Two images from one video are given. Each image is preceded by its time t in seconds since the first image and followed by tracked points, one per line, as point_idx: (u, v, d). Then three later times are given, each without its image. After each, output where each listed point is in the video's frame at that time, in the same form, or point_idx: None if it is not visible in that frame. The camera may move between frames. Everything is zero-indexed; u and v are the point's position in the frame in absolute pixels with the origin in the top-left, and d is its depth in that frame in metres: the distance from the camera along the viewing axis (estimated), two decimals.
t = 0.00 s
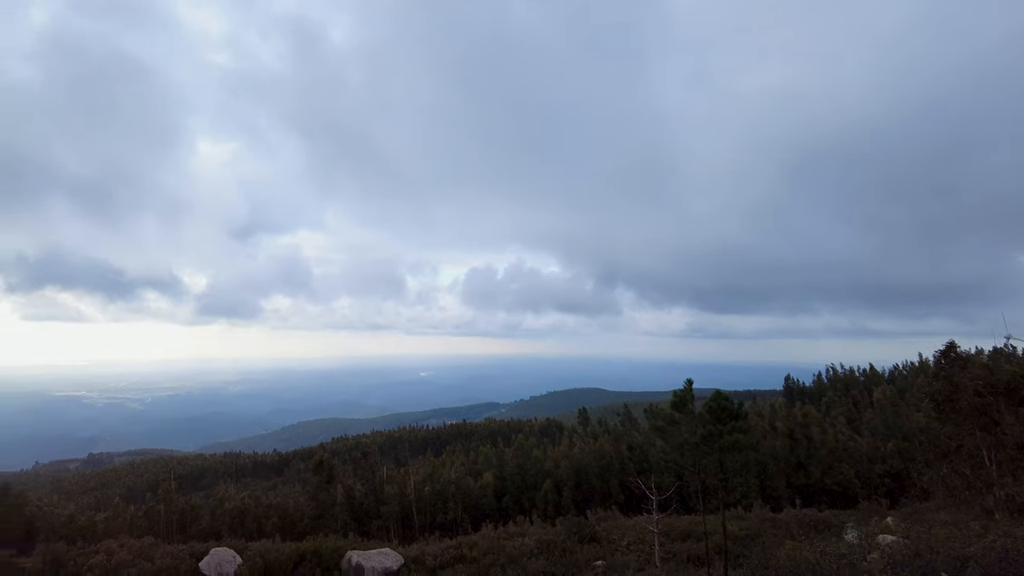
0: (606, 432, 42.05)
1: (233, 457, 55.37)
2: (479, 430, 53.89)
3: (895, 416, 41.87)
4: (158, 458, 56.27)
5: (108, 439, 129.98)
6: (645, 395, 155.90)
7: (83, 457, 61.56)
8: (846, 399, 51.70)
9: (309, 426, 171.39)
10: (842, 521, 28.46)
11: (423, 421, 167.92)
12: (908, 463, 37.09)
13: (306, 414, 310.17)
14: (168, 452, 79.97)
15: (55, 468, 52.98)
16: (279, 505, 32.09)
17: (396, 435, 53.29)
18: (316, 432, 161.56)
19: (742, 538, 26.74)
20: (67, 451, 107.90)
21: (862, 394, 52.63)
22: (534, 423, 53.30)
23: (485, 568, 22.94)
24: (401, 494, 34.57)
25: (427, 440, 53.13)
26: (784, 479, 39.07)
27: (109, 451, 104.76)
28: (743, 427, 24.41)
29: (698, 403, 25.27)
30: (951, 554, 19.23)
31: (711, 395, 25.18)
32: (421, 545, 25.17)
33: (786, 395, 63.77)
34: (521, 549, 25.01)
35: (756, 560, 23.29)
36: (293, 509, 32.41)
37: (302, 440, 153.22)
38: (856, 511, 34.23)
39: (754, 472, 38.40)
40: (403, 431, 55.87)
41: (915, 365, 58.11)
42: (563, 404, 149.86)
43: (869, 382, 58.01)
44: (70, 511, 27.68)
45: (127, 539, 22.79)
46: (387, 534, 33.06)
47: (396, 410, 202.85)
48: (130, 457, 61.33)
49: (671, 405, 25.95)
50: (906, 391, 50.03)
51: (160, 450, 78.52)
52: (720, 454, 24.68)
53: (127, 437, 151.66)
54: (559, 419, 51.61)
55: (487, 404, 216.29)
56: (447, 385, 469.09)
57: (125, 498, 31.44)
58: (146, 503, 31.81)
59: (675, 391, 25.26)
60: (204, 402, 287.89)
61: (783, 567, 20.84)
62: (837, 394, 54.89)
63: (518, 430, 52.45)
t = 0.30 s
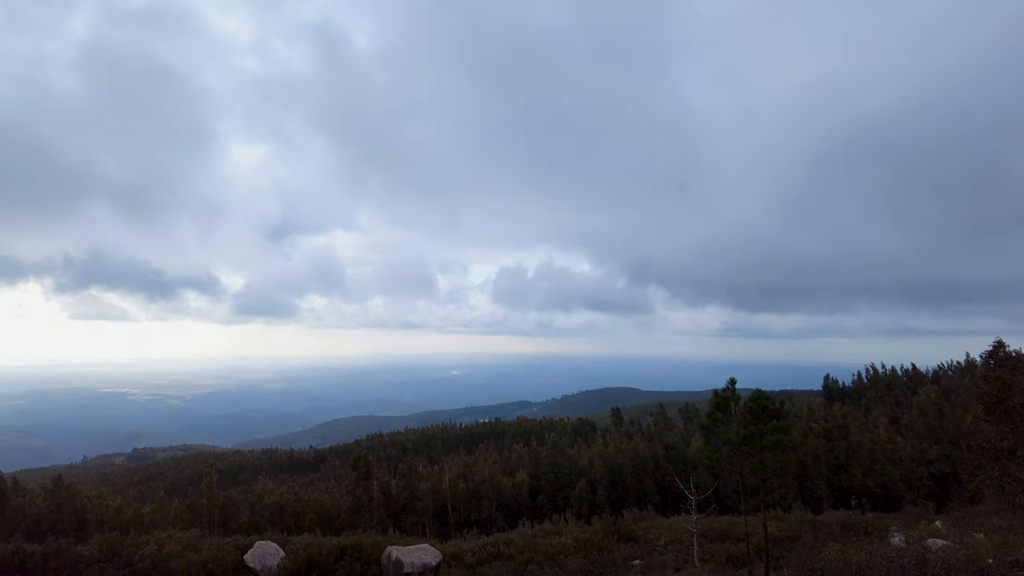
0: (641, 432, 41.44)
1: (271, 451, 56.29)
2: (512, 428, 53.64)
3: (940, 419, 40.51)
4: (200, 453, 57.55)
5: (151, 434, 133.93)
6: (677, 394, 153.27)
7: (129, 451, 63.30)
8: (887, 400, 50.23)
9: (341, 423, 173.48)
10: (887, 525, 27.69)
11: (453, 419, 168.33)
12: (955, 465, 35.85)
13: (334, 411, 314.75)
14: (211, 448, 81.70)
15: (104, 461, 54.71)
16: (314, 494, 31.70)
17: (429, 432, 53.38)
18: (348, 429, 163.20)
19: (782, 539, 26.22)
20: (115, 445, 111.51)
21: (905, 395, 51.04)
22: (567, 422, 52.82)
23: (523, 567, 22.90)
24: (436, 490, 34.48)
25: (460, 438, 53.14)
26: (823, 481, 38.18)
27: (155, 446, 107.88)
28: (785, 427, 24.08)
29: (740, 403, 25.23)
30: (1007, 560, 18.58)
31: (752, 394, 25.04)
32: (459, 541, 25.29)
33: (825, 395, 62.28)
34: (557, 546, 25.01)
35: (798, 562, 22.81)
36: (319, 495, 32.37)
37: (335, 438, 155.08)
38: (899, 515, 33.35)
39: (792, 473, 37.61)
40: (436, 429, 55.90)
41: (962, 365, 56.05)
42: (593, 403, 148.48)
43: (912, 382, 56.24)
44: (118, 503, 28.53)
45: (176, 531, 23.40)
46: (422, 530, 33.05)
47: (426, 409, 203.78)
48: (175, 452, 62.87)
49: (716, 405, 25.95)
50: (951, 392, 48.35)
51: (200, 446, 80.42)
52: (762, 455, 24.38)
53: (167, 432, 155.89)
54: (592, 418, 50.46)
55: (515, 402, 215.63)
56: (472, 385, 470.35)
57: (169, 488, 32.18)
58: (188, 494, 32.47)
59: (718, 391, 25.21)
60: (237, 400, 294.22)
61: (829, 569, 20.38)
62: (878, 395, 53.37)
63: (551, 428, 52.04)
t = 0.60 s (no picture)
0: (668, 431, 40.89)
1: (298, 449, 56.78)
2: (537, 427, 53.40)
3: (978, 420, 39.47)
4: (230, 451, 58.34)
5: (180, 432, 136.48)
6: (703, 395, 151.05)
7: (161, 449, 64.46)
8: (922, 400, 49.04)
9: (363, 423, 174.65)
10: (924, 528, 27.06)
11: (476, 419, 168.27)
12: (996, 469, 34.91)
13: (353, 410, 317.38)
14: (242, 446, 82.78)
15: (139, 456, 55.89)
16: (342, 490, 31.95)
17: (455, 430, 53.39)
18: (372, 428, 164.19)
19: (815, 541, 25.80)
20: (148, 442, 113.83)
21: (940, 395, 49.77)
22: (592, 421, 52.46)
23: (553, 567, 22.81)
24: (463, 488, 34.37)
25: (485, 436, 53.05)
26: (856, 482, 37.44)
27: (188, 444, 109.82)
28: (817, 427, 23.64)
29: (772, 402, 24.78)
30: None
31: (783, 393, 24.63)
32: (488, 539, 25.31)
33: (856, 395, 61.07)
34: (586, 546, 24.89)
35: (833, 565, 22.39)
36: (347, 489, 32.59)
37: (359, 437, 156.24)
38: (935, 518, 32.57)
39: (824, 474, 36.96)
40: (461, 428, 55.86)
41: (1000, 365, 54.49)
42: (616, 403, 147.14)
43: (948, 383, 54.85)
44: (153, 499, 29.12)
45: (211, 526, 23.78)
46: (449, 528, 33.08)
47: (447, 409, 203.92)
48: (208, 449, 63.86)
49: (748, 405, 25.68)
50: (989, 392, 47.01)
51: (228, 444, 81.44)
52: (794, 455, 23.96)
53: (195, 429, 158.74)
54: (618, 418, 49.78)
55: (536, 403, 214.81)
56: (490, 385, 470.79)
57: (201, 484, 32.70)
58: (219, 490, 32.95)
59: (751, 390, 24.98)
60: (259, 399, 298.35)
61: (865, 571, 19.98)
62: (912, 395, 52.14)
63: (576, 427, 51.69)
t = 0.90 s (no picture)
0: (701, 432, 40.27)
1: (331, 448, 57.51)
2: (567, 428, 53.23)
3: None
4: (264, 449, 59.28)
5: (214, 431, 139.31)
6: (734, 396, 148.19)
7: (199, 448, 65.95)
8: (966, 402, 47.59)
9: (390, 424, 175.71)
10: (969, 534, 26.24)
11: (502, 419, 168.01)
12: None
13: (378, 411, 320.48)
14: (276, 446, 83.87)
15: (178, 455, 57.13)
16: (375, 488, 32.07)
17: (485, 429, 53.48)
18: (400, 427, 165.20)
19: (854, 545, 25.22)
20: (185, 441, 116.28)
21: (984, 398, 48.23)
22: (623, 422, 52.05)
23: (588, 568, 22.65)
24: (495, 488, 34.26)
25: (515, 436, 52.91)
26: (895, 486, 36.49)
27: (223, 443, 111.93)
28: (856, 427, 23.16)
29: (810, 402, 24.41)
30: None
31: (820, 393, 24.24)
32: (522, 539, 25.30)
33: (894, 397, 59.60)
34: (621, 547, 24.71)
35: (874, 569, 21.82)
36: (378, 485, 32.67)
37: (386, 437, 157.81)
38: (980, 524, 31.55)
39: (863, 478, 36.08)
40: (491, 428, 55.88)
41: None
42: (644, 404, 145.49)
43: (992, 384, 53.14)
44: (193, 497, 29.72)
45: (252, 523, 24.18)
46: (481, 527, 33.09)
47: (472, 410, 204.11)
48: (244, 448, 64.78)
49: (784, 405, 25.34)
50: None
51: (263, 444, 82.92)
52: (833, 456, 23.45)
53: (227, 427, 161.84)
54: (648, 419, 48.98)
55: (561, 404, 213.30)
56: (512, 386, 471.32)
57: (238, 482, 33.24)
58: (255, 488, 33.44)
59: (786, 391, 24.73)
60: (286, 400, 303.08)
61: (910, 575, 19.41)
62: (954, 398, 50.64)
63: (607, 428, 51.31)
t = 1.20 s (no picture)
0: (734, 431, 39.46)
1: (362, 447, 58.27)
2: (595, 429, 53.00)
3: None
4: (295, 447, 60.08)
5: (244, 430, 141.93)
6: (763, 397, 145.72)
7: (234, 446, 67.25)
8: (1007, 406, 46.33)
9: (414, 425, 176.63)
10: (1015, 542, 25.45)
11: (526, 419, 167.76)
12: None
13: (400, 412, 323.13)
14: (307, 444, 84.91)
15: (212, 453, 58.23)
16: (405, 487, 32.21)
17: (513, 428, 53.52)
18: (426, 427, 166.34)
19: (893, 551, 24.69)
20: (219, 440, 118.71)
21: None
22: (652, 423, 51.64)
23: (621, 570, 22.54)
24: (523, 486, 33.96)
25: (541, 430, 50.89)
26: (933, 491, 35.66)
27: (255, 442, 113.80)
28: (897, 430, 22.67)
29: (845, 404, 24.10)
30: None
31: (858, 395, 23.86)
32: (555, 540, 25.30)
33: (930, 399, 58.33)
34: (654, 549, 24.52)
35: None
36: (408, 484, 32.81)
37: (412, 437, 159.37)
38: None
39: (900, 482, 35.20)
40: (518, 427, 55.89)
41: None
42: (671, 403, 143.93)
43: None
44: (229, 494, 30.36)
45: (289, 521, 24.60)
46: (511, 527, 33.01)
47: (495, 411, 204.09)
48: (275, 446, 65.65)
49: (820, 407, 24.90)
50: None
51: (295, 442, 84.27)
52: (872, 459, 22.90)
53: (256, 425, 164.44)
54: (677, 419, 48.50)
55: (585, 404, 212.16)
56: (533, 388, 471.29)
57: (272, 479, 33.76)
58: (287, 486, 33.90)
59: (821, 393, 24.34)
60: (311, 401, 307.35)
61: None
62: (995, 401, 49.31)
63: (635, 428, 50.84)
